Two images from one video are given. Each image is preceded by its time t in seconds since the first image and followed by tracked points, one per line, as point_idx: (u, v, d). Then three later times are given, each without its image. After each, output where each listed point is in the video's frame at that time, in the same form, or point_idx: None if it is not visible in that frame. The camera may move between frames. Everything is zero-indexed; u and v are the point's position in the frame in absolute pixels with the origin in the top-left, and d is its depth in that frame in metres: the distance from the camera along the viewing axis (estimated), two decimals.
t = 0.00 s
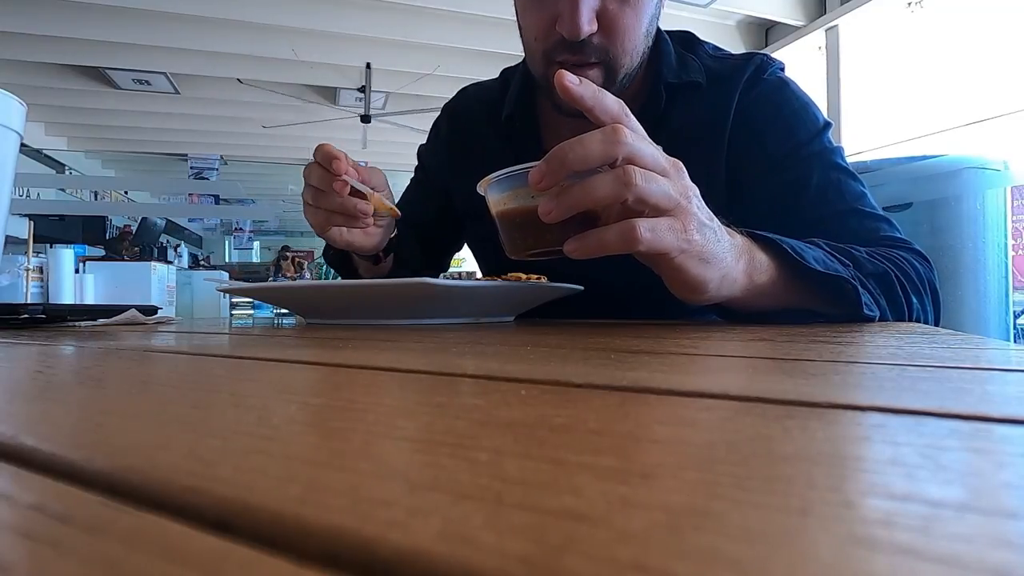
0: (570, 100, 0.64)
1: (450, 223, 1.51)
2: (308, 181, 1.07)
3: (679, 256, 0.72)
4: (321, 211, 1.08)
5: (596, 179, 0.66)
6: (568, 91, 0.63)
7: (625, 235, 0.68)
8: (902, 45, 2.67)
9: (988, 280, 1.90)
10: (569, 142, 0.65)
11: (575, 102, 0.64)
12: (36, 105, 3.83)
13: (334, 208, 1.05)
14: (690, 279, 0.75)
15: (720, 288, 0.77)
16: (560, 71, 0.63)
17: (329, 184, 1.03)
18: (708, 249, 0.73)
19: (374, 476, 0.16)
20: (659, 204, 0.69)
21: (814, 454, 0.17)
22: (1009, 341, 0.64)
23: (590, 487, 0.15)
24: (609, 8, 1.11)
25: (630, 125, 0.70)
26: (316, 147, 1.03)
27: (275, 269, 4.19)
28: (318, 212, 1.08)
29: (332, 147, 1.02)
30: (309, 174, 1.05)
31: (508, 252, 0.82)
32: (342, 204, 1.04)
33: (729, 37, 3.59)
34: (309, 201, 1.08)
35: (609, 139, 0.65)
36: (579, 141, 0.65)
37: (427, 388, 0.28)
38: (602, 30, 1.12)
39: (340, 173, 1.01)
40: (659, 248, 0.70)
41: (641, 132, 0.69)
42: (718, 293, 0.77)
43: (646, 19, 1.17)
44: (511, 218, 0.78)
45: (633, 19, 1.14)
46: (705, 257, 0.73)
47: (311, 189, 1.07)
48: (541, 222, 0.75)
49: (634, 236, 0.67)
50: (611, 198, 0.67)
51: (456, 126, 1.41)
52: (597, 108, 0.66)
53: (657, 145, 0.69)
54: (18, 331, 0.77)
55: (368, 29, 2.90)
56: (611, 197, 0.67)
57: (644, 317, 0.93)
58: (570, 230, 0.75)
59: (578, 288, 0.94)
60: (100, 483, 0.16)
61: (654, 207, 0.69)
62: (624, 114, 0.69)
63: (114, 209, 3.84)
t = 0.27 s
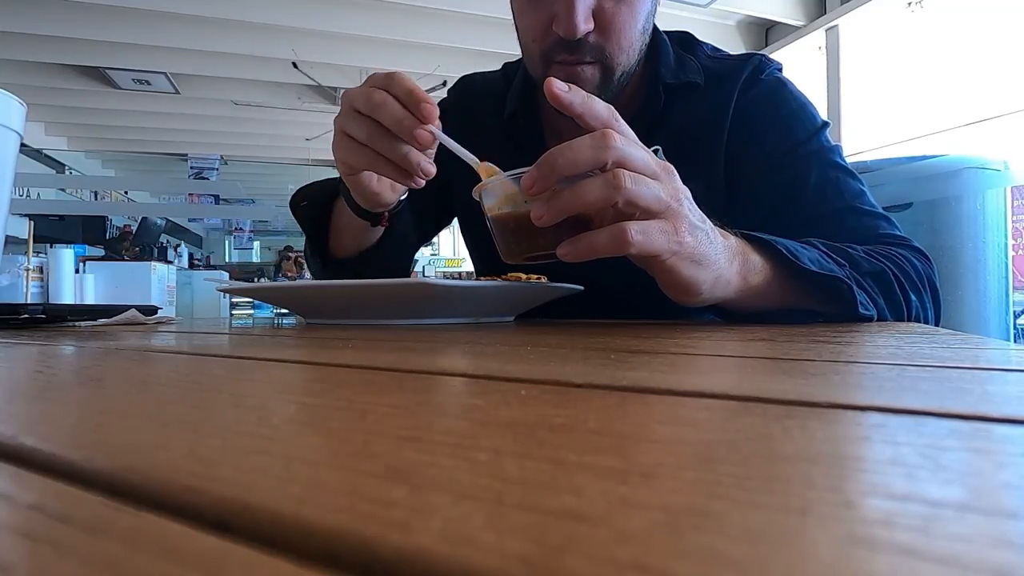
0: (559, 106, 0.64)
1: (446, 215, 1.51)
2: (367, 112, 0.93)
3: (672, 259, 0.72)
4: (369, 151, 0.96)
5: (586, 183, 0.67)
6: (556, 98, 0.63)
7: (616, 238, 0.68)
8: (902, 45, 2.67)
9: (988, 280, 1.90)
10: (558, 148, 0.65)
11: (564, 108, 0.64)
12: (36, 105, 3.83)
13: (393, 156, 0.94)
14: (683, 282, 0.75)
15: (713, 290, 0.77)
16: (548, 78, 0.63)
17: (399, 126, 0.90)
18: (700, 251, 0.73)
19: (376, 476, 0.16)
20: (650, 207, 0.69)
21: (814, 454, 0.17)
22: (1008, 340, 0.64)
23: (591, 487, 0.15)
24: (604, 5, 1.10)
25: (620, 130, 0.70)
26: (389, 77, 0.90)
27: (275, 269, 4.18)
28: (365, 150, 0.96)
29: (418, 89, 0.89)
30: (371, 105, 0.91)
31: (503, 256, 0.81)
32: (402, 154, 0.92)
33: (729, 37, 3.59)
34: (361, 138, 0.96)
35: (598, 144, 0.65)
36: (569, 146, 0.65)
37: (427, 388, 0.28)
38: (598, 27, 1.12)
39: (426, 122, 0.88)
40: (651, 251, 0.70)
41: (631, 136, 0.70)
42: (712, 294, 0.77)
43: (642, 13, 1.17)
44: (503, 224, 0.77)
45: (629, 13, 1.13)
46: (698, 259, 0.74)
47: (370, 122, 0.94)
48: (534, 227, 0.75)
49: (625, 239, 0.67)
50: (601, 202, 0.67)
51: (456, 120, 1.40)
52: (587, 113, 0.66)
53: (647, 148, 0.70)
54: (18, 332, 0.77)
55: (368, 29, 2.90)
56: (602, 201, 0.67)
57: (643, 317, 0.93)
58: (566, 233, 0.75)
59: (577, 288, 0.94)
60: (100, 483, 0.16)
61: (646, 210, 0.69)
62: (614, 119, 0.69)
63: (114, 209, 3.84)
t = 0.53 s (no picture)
0: (562, 102, 0.64)
1: (445, 210, 1.51)
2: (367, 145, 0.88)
3: (675, 254, 0.72)
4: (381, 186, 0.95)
5: (589, 179, 0.67)
6: (559, 93, 0.63)
7: (621, 233, 0.68)
8: (901, 46, 2.67)
9: (988, 280, 1.90)
10: (562, 144, 0.65)
11: (567, 104, 0.64)
12: (36, 105, 3.83)
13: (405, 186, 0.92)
14: (686, 277, 0.75)
15: (716, 287, 0.77)
16: (552, 74, 0.63)
17: (406, 165, 0.86)
18: (702, 246, 0.74)
19: (375, 477, 0.16)
20: (652, 202, 0.69)
21: (814, 453, 0.17)
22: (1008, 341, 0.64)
23: (590, 487, 0.15)
24: (618, 9, 1.10)
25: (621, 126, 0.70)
26: (378, 110, 0.85)
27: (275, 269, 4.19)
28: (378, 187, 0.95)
29: (420, 123, 0.83)
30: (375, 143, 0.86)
31: (506, 256, 0.81)
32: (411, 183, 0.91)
33: (728, 37, 3.59)
34: (369, 177, 0.94)
35: (601, 139, 0.65)
36: (572, 141, 0.65)
37: (426, 387, 0.28)
38: (610, 31, 1.11)
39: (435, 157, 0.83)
40: (654, 246, 0.70)
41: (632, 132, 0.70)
42: (715, 291, 0.77)
43: (653, 20, 1.16)
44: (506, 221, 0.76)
45: (641, 19, 1.13)
46: (700, 254, 0.74)
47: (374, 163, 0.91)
48: (536, 225, 0.74)
49: (630, 234, 0.67)
50: (604, 197, 0.67)
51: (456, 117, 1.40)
52: (588, 110, 0.66)
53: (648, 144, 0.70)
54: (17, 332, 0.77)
55: (368, 29, 2.90)
56: (605, 196, 0.67)
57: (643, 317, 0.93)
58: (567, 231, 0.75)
59: (577, 287, 0.94)
60: (99, 483, 0.16)
61: (648, 205, 0.69)
62: (615, 115, 0.70)
63: (114, 210, 3.84)
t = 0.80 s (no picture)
0: (563, 102, 0.64)
1: (445, 210, 1.51)
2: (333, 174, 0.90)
3: (672, 254, 0.72)
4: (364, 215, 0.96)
5: (589, 179, 0.66)
6: (560, 94, 0.63)
7: (618, 235, 0.68)
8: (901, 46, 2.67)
9: (988, 279, 1.90)
10: (562, 144, 0.65)
11: (568, 104, 0.64)
12: (37, 105, 3.83)
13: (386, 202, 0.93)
14: (684, 277, 0.75)
15: (713, 286, 0.77)
16: (553, 74, 0.63)
17: (380, 182, 0.87)
18: (701, 247, 0.73)
19: (375, 477, 0.16)
20: (651, 204, 0.69)
21: (813, 454, 0.17)
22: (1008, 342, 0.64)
23: (591, 486, 0.15)
24: (612, 12, 1.10)
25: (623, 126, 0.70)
26: (334, 142, 0.87)
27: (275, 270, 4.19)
28: (362, 216, 0.96)
29: (376, 139, 0.85)
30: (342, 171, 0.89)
31: (505, 253, 0.81)
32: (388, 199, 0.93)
33: (729, 37, 3.59)
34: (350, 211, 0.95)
35: (601, 140, 0.65)
36: (572, 142, 0.65)
37: (426, 387, 0.28)
38: (604, 34, 1.11)
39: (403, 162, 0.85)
40: (652, 247, 0.70)
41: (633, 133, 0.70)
42: (713, 290, 0.77)
43: (649, 23, 1.16)
44: (505, 220, 0.77)
45: (636, 23, 1.13)
46: (698, 255, 0.74)
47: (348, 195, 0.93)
48: (536, 223, 0.75)
49: (627, 235, 0.67)
50: (603, 198, 0.67)
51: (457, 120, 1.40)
52: (589, 110, 0.66)
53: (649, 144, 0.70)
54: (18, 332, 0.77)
55: (368, 29, 2.90)
56: (604, 197, 0.67)
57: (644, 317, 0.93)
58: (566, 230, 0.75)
59: (577, 288, 0.94)
60: (100, 483, 0.16)
61: (647, 206, 0.69)
62: (617, 116, 0.69)
63: (114, 210, 3.84)
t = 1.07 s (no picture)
0: (574, 97, 0.64)
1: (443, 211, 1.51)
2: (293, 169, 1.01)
3: (680, 254, 0.72)
4: (320, 202, 1.04)
5: (599, 176, 0.66)
6: (572, 90, 0.63)
7: (627, 233, 0.67)
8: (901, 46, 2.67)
9: (988, 278, 1.89)
10: (573, 139, 0.65)
11: (579, 100, 0.64)
12: (36, 105, 3.83)
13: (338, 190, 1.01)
14: (691, 276, 0.75)
15: (719, 285, 0.77)
16: (565, 69, 0.63)
17: (325, 164, 0.97)
18: (708, 247, 0.73)
19: (374, 477, 0.16)
20: (661, 202, 0.68)
21: (814, 454, 0.17)
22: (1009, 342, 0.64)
23: (590, 487, 0.15)
24: (576, 23, 1.10)
25: (634, 123, 0.70)
26: (294, 130, 0.99)
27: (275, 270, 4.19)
28: (317, 203, 1.04)
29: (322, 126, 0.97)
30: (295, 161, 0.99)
31: (511, 248, 0.82)
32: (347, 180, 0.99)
33: (729, 37, 3.59)
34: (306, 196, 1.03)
35: (613, 136, 0.65)
36: (583, 137, 0.65)
37: (427, 387, 0.28)
38: (569, 45, 1.11)
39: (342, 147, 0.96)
40: (660, 246, 0.69)
41: (645, 130, 0.69)
42: (718, 289, 0.77)
43: (620, 32, 1.15)
44: (515, 214, 0.78)
45: (603, 33, 1.13)
46: (706, 255, 0.73)
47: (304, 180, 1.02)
48: (545, 218, 0.75)
49: (636, 234, 0.67)
50: (613, 195, 0.66)
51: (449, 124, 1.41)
52: (601, 106, 0.66)
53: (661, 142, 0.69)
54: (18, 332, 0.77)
55: (368, 29, 2.90)
56: (613, 194, 0.66)
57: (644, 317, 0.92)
58: (574, 226, 0.75)
59: (578, 287, 0.94)
60: (100, 483, 0.16)
61: (657, 204, 0.69)
62: (628, 113, 0.69)
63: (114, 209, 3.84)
